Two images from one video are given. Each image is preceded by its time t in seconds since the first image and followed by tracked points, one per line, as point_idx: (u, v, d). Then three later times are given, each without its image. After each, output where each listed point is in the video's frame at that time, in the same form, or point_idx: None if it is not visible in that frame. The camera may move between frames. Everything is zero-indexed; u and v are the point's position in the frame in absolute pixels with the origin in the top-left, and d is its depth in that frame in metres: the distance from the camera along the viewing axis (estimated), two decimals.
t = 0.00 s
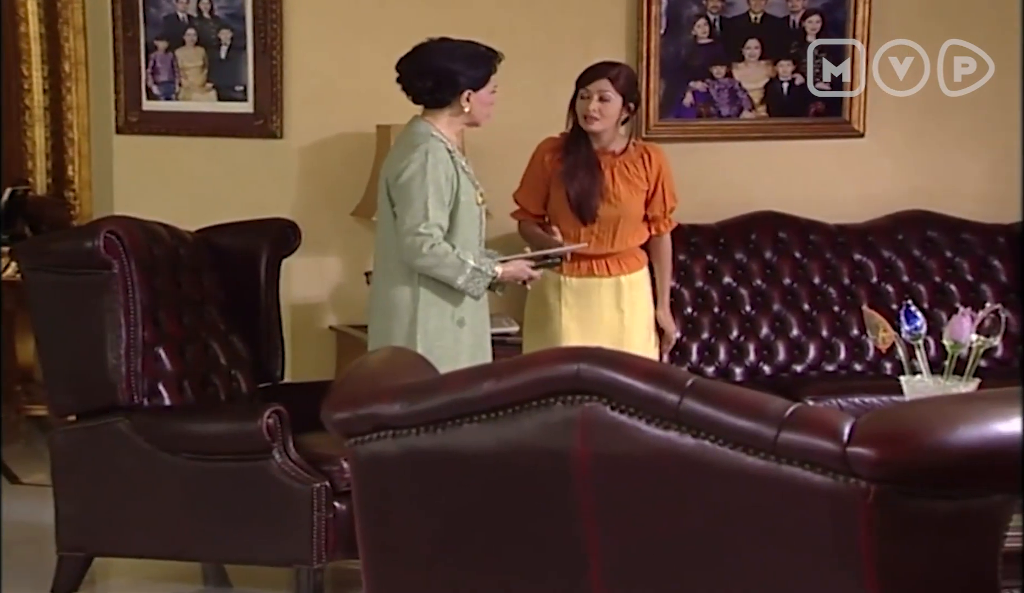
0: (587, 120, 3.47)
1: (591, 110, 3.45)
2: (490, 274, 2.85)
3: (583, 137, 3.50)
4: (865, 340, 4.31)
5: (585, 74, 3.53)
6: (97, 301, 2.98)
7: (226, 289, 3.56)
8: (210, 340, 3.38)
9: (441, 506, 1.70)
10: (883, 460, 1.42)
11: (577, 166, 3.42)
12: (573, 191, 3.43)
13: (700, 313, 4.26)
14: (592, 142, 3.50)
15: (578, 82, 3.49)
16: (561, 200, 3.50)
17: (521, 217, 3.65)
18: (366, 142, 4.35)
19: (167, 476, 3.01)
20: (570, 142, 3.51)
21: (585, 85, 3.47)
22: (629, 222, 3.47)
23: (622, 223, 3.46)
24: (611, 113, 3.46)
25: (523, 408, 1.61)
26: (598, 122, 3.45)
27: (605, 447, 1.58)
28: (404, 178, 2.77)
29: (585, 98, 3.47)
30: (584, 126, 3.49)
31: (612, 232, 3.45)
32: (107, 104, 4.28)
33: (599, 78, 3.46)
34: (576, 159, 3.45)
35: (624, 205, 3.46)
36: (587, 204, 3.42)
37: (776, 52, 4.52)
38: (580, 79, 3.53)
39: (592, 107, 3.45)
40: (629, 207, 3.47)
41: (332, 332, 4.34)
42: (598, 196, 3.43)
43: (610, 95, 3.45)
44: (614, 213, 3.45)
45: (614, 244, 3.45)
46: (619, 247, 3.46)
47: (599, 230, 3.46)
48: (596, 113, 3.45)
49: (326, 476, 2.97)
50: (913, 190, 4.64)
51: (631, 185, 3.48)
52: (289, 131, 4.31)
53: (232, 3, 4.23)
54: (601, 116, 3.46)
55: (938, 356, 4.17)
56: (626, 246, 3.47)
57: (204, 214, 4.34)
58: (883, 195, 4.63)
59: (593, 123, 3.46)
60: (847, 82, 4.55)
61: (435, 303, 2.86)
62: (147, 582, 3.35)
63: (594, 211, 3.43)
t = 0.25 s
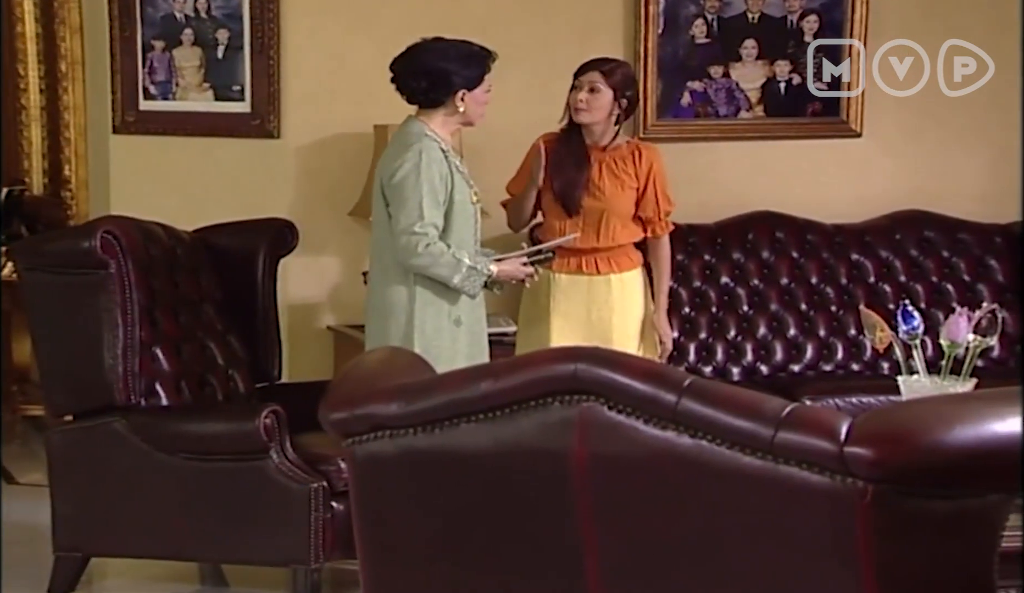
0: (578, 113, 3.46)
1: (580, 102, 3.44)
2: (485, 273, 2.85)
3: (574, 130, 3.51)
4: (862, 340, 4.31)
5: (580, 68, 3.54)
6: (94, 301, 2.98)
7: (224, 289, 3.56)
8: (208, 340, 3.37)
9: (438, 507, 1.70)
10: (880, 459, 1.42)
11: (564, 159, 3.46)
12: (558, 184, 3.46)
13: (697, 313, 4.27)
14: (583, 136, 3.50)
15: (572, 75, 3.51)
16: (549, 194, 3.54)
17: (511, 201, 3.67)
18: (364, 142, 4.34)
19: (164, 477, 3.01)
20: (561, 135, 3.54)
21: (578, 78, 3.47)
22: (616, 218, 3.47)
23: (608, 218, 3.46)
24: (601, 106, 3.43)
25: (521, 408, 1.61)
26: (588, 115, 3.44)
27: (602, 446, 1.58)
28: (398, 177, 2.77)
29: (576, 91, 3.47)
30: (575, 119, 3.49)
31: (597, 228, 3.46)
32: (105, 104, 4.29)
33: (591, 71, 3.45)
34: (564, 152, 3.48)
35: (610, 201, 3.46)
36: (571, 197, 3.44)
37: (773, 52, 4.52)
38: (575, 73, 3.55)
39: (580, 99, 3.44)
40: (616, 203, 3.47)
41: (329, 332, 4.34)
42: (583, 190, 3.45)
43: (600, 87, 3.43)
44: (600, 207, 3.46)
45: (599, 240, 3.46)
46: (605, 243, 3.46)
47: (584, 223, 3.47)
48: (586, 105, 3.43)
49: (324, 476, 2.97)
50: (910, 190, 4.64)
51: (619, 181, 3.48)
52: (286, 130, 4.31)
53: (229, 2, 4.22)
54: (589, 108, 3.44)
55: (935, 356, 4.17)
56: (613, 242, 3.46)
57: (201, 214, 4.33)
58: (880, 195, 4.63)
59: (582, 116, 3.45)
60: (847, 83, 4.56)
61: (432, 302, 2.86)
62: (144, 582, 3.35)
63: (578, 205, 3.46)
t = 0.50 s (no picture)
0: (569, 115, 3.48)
1: (571, 104, 3.45)
2: (482, 272, 2.85)
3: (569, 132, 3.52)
4: (860, 340, 4.31)
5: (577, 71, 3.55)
6: (91, 300, 2.98)
7: (222, 289, 3.57)
8: (206, 340, 3.37)
9: (435, 507, 1.70)
10: (877, 459, 1.42)
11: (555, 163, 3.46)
12: (551, 189, 3.47)
13: (695, 313, 4.27)
14: (577, 138, 3.51)
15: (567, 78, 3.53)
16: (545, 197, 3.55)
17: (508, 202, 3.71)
18: (362, 142, 4.34)
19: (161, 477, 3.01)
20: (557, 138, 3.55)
21: (571, 81, 3.48)
22: (608, 221, 3.44)
23: (599, 222, 3.43)
24: (592, 108, 3.44)
25: (519, 408, 1.61)
26: (578, 117, 3.44)
27: (599, 446, 1.58)
28: (394, 177, 2.77)
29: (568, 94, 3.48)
30: (567, 122, 3.50)
31: (589, 232, 3.44)
32: (102, 103, 4.29)
33: (583, 73, 3.47)
34: (558, 155, 3.49)
35: (601, 204, 3.44)
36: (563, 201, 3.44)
37: (771, 52, 4.52)
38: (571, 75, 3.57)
39: (571, 101, 3.45)
40: (608, 207, 3.44)
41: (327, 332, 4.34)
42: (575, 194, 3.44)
43: (591, 90, 3.43)
44: (591, 211, 3.44)
45: (592, 244, 3.44)
46: (598, 246, 3.44)
47: (577, 227, 3.46)
48: (576, 108, 3.44)
49: (322, 476, 2.97)
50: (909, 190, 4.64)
51: (610, 185, 3.45)
52: (284, 131, 4.31)
53: (227, 2, 4.22)
54: (580, 111, 3.45)
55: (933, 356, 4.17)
56: (606, 245, 3.44)
57: (199, 213, 4.33)
58: (878, 195, 4.63)
59: (573, 118, 3.46)
60: (847, 82, 4.56)
61: (429, 301, 2.86)
62: (141, 582, 3.35)
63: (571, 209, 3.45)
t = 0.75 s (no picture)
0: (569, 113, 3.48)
1: (570, 101, 3.46)
2: (476, 274, 2.85)
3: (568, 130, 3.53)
4: (859, 340, 4.31)
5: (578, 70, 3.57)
6: (89, 301, 2.98)
7: (221, 289, 3.56)
8: (204, 340, 3.37)
9: (434, 507, 1.70)
10: (876, 459, 1.42)
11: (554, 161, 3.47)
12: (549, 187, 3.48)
13: (694, 313, 4.27)
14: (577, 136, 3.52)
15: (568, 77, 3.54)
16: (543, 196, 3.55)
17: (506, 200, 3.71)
18: (361, 142, 4.34)
19: (159, 477, 3.00)
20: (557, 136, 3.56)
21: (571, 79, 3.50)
22: (605, 220, 3.44)
23: (597, 221, 3.44)
24: (592, 105, 3.44)
25: (518, 408, 1.61)
26: (577, 114, 3.45)
27: (598, 446, 1.58)
28: (389, 176, 2.77)
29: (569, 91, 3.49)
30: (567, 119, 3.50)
31: (587, 231, 3.45)
32: (99, 103, 4.28)
33: (584, 71, 3.49)
34: (556, 154, 3.50)
35: (598, 203, 3.44)
36: (561, 200, 3.45)
37: (770, 52, 4.52)
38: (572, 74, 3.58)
39: (571, 98, 3.46)
40: (605, 206, 3.44)
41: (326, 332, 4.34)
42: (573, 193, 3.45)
43: (591, 87, 3.44)
44: (589, 210, 3.45)
45: (590, 243, 3.44)
46: (596, 245, 3.44)
47: (575, 227, 3.47)
48: (575, 104, 3.45)
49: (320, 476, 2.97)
50: (907, 190, 4.64)
51: (608, 184, 3.45)
52: (283, 131, 4.31)
53: (225, 2, 4.22)
54: (579, 108, 3.45)
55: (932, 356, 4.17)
56: (604, 244, 3.44)
57: (197, 213, 4.33)
58: (877, 195, 4.63)
59: (572, 116, 3.46)
60: (847, 83, 4.56)
61: (422, 302, 2.86)
62: (140, 582, 3.35)
63: (569, 208, 3.46)
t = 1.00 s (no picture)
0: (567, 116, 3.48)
1: (569, 104, 3.45)
2: (474, 273, 2.85)
3: (567, 133, 3.52)
4: (858, 340, 4.32)
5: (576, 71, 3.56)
6: (88, 301, 2.98)
7: (220, 289, 3.57)
8: (203, 340, 3.37)
9: (433, 507, 1.70)
10: (875, 459, 1.42)
11: (553, 164, 3.47)
12: (548, 190, 3.48)
13: (694, 313, 4.26)
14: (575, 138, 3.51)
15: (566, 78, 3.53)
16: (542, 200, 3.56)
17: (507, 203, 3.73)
18: (360, 142, 4.34)
19: (159, 477, 3.00)
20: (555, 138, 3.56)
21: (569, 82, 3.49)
22: (604, 222, 3.44)
23: (596, 223, 3.44)
24: (589, 108, 3.44)
25: (517, 408, 1.61)
26: (575, 117, 3.45)
27: (597, 446, 1.58)
28: (386, 177, 2.77)
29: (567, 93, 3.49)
30: (565, 122, 3.50)
31: (586, 233, 3.45)
32: (99, 103, 4.28)
33: (582, 74, 3.48)
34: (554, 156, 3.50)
35: (597, 206, 3.44)
36: (560, 203, 3.45)
37: (769, 52, 4.52)
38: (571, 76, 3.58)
39: (569, 101, 3.46)
40: (604, 208, 3.44)
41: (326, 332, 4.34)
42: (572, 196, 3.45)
43: (589, 90, 3.43)
44: (588, 212, 3.45)
45: (590, 245, 3.45)
46: (596, 248, 3.45)
47: (574, 229, 3.48)
48: (574, 107, 3.44)
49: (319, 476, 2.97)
50: (907, 190, 4.64)
51: (607, 187, 3.45)
52: (282, 131, 4.31)
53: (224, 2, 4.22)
54: (577, 111, 3.45)
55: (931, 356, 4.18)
56: (603, 246, 3.44)
57: (196, 213, 4.33)
58: (876, 194, 4.64)
59: (570, 119, 3.46)
60: (846, 82, 4.56)
61: (421, 301, 2.86)
62: (139, 582, 3.35)
63: (568, 211, 3.46)
